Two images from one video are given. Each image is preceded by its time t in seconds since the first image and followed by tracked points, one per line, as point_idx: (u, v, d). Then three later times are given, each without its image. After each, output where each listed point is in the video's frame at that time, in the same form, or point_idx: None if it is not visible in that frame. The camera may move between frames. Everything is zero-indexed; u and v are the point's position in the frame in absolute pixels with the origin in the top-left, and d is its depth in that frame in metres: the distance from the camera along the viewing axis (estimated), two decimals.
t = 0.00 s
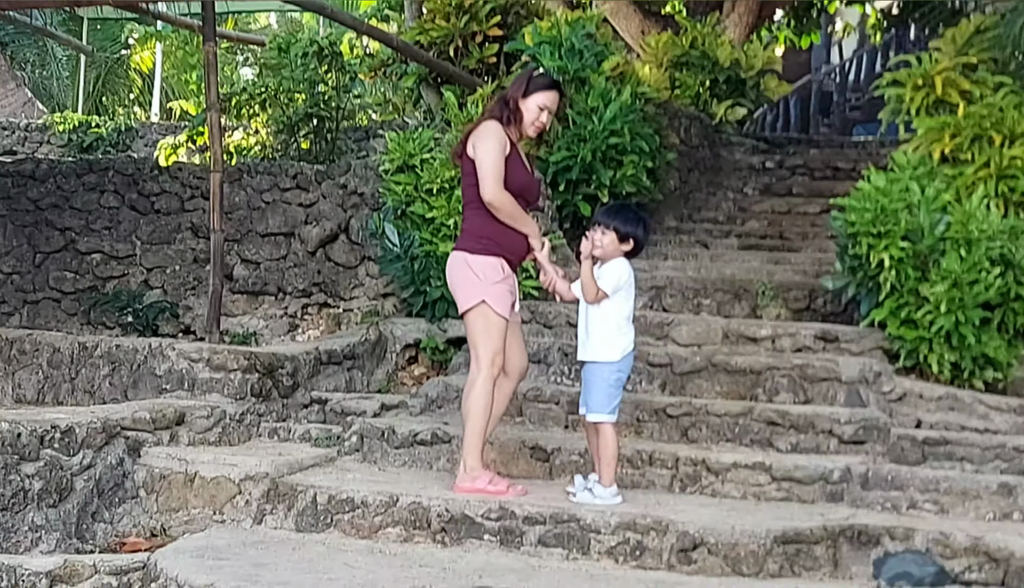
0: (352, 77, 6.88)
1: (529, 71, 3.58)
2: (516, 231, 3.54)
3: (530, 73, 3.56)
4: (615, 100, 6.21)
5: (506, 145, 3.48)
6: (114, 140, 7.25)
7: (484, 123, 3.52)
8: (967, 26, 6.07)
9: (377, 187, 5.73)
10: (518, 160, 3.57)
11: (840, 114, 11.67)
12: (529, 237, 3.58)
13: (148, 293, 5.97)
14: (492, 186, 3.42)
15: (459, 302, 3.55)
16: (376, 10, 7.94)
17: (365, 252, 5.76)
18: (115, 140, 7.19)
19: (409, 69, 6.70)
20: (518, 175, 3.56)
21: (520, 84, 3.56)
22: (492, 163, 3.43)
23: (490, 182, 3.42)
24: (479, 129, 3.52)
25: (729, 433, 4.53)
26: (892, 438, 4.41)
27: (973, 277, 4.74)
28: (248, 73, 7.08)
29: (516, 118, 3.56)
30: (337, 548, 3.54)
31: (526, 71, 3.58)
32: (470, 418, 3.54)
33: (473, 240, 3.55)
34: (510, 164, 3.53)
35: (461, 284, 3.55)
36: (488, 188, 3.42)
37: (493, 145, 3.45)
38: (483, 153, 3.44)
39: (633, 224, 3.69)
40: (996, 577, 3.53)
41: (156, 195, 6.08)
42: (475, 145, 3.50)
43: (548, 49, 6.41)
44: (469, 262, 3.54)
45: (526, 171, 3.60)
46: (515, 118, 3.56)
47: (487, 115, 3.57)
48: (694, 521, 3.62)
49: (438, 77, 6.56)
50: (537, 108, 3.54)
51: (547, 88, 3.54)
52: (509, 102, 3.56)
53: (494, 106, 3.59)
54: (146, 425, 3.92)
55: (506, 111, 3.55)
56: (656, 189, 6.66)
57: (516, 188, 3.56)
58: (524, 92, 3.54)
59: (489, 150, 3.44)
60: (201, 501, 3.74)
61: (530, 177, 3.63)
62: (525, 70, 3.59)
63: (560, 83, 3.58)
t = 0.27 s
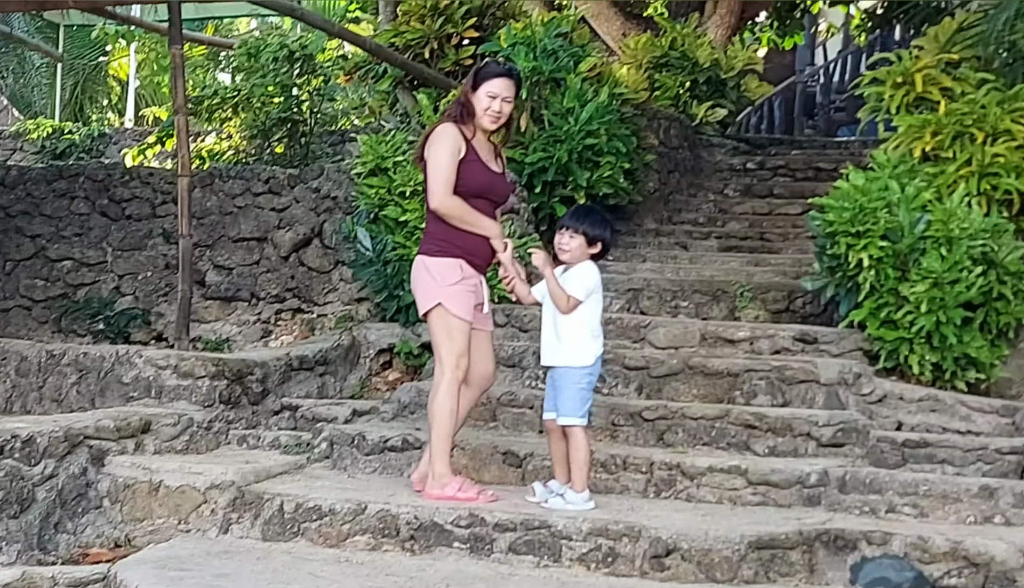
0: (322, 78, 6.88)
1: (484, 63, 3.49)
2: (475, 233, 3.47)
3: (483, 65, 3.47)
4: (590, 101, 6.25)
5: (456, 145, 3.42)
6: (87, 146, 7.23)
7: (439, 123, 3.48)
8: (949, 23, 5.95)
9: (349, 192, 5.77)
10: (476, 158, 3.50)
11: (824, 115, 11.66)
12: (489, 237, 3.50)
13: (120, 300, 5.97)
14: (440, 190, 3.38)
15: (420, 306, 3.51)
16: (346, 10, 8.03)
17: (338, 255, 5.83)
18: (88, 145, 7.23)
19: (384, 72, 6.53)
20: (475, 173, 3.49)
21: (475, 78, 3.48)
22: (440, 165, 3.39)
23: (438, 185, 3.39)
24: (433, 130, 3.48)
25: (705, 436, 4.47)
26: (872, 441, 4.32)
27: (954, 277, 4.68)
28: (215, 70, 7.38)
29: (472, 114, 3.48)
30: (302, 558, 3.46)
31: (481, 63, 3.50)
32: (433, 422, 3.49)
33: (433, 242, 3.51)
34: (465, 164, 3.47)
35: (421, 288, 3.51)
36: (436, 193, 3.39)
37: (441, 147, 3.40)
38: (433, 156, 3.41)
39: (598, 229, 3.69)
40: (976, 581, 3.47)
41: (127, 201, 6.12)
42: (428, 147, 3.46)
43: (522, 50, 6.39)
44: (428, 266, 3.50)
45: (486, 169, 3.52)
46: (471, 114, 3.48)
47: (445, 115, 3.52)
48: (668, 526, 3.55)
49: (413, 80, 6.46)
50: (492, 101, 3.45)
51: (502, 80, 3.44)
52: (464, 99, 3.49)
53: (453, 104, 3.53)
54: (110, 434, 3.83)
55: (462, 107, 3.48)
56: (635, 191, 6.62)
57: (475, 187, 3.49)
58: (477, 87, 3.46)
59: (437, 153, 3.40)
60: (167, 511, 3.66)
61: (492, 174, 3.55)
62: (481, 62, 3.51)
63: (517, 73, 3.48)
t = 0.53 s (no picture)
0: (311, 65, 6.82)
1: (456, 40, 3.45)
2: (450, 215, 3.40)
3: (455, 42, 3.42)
4: (586, 86, 6.15)
5: (429, 124, 3.37)
6: (80, 137, 7.31)
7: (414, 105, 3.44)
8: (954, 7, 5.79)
9: (341, 180, 5.70)
10: (451, 138, 3.43)
11: (833, 104, 11.51)
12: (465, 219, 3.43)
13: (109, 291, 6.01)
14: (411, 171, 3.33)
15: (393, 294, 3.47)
16: None
17: (329, 245, 5.76)
18: (82, 136, 7.30)
19: (380, 60, 6.59)
20: (451, 154, 3.42)
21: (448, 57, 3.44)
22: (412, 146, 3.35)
23: (409, 166, 3.34)
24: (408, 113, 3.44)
25: (700, 425, 4.37)
26: (870, 429, 4.21)
27: (954, 261, 4.58)
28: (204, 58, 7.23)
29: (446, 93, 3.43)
30: (281, 551, 3.39)
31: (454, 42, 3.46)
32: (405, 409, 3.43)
33: (409, 227, 3.45)
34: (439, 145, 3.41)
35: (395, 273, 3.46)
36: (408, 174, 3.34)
37: (413, 127, 3.36)
38: (405, 137, 3.36)
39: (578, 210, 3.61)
40: (973, 572, 3.35)
41: (116, 190, 6.15)
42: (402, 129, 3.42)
43: (516, 35, 6.28)
44: (403, 250, 3.45)
45: (463, 149, 3.45)
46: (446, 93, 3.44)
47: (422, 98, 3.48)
48: (656, 517, 3.45)
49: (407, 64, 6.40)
50: (464, 76, 3.40)
51: (473, 55, 3.39)
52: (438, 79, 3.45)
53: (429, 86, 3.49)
54: (88, 425, 3.79)
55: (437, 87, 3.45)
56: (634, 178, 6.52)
57: (450, 168, 3.42)
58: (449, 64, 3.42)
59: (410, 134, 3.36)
60: (144, 504, 3.61)
61: (470, 155, 3.47)
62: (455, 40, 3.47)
63: (489, 48, 3.43)
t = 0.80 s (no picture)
0: (303, 63, 6.86)
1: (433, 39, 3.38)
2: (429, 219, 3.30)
3: (431, 40, 3.35)
4: (581, 82, 6.05)
5: (405, 125, 3.29)
6: (73, 137, 7.47)
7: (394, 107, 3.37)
8: None
9: (331, 180, 5.93)
10: (431, 138, 3.34)
11: (841, 98, 11.36)
12: (446, 221, 3.32)
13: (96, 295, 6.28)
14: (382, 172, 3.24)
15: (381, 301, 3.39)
16: None
17: (320, 246, 5.99)
18: (74, 137, 7.48)
19: (375, 58, 6.47)
20: (430, 154, 3.33)
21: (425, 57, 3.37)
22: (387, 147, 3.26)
23: (381, 168, 3.25)
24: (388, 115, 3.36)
25: (693, 431, 4.23)
26: (867, 435, 4.10)
27: (955, 261, 4.46)
28: (196, 58, 7.25)
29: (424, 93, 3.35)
30: (259, 565, 3.29)
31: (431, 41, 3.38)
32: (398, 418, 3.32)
33: (391, 231, 3.36)
34: (417, 145, 3.32)
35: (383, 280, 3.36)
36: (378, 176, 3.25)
37: (387, 128, 3.28)
38: (380, 139, 3.29)
39: (558, 208, 3.51)
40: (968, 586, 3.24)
41: (104, 192, 6.42)
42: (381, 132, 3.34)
43: (510, 31, 6.17)
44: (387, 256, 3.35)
45: (443, 149, 3.35)
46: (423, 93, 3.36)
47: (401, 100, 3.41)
48: (644, 529, 3.29)
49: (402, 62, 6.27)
50: (441, 74, 3.32)
51: (450, 53, 3.31)
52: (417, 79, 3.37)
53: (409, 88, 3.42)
54: (64, 435, 3.76)
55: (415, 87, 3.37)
56: (632, 177, 6.41)
57: (430, 169, 3.33)
58: (426, 63, 3.34)
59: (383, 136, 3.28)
60: (122, 516, 3.54)
61: (451, 155, 3.38)
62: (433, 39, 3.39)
63: (466, 45, 3.34)
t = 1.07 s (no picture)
0: (316, 67, 6.80)
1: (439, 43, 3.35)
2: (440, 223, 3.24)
3: (435, 43, 3.32)
4: (597, 83, 5.99)
5: (408, 130, 3.26)
6: (88, 146, 7.49)
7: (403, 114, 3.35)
8: None
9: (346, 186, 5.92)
10: (439, 141, 3.30)
11: (863, 94, 11.23)
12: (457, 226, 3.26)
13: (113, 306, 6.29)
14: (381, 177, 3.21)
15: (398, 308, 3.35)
16: None
17: (337, 253, 5.95)
18: (90, 146, 7.48)
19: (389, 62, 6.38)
20: (438, 157, 3.28)
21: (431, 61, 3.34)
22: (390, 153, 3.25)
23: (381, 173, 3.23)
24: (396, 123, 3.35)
25: (715, 435, 4.15)
26: (892, 436, 4.01)
27: (978, 259, 4.37)
28: (209, 65, 7.34)
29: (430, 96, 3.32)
30: (276, 580, 3.25)
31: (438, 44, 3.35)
32: (415, 427, 3.27)
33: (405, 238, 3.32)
34: (423, 149, 3.28)
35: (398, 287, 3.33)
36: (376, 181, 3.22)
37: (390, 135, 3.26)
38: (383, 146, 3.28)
39: (571, 210, 3.43)
40: None
41: (119, 202, 6.44)
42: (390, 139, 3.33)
43: (525, 32, 6.11)
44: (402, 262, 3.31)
45: (452, 152, 3.30)
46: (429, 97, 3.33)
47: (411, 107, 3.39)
48: (665, 538, 3.21)
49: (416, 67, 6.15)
50: (445, 76, 3.28)
51: (453, 54, 3.27)
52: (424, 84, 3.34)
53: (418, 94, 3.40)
54: (79, 450, 3.77)
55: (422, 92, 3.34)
56: (651, 176, 6.34)
57: (439, 172, 3.28)
58: (431, 66, 3.31)
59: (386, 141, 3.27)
60: (137, 532, 3.52)
61: (461, 157, 3.32)
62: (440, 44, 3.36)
63: (471, 45, 3.29)
